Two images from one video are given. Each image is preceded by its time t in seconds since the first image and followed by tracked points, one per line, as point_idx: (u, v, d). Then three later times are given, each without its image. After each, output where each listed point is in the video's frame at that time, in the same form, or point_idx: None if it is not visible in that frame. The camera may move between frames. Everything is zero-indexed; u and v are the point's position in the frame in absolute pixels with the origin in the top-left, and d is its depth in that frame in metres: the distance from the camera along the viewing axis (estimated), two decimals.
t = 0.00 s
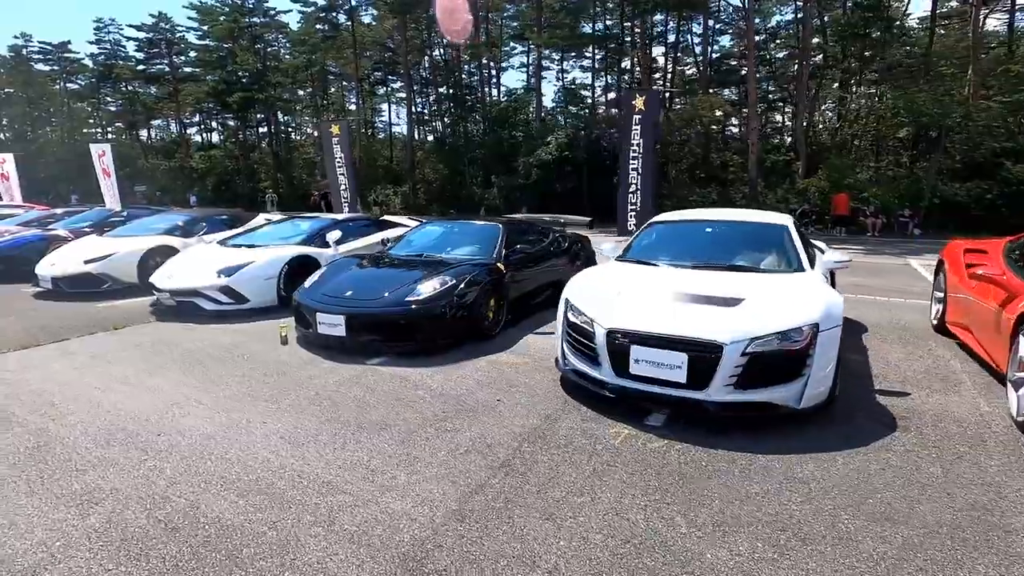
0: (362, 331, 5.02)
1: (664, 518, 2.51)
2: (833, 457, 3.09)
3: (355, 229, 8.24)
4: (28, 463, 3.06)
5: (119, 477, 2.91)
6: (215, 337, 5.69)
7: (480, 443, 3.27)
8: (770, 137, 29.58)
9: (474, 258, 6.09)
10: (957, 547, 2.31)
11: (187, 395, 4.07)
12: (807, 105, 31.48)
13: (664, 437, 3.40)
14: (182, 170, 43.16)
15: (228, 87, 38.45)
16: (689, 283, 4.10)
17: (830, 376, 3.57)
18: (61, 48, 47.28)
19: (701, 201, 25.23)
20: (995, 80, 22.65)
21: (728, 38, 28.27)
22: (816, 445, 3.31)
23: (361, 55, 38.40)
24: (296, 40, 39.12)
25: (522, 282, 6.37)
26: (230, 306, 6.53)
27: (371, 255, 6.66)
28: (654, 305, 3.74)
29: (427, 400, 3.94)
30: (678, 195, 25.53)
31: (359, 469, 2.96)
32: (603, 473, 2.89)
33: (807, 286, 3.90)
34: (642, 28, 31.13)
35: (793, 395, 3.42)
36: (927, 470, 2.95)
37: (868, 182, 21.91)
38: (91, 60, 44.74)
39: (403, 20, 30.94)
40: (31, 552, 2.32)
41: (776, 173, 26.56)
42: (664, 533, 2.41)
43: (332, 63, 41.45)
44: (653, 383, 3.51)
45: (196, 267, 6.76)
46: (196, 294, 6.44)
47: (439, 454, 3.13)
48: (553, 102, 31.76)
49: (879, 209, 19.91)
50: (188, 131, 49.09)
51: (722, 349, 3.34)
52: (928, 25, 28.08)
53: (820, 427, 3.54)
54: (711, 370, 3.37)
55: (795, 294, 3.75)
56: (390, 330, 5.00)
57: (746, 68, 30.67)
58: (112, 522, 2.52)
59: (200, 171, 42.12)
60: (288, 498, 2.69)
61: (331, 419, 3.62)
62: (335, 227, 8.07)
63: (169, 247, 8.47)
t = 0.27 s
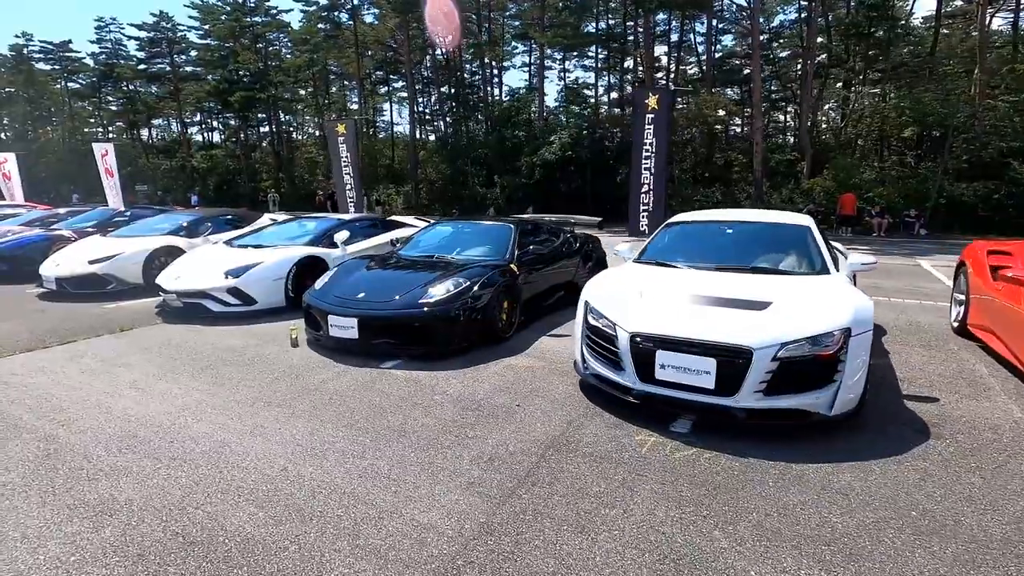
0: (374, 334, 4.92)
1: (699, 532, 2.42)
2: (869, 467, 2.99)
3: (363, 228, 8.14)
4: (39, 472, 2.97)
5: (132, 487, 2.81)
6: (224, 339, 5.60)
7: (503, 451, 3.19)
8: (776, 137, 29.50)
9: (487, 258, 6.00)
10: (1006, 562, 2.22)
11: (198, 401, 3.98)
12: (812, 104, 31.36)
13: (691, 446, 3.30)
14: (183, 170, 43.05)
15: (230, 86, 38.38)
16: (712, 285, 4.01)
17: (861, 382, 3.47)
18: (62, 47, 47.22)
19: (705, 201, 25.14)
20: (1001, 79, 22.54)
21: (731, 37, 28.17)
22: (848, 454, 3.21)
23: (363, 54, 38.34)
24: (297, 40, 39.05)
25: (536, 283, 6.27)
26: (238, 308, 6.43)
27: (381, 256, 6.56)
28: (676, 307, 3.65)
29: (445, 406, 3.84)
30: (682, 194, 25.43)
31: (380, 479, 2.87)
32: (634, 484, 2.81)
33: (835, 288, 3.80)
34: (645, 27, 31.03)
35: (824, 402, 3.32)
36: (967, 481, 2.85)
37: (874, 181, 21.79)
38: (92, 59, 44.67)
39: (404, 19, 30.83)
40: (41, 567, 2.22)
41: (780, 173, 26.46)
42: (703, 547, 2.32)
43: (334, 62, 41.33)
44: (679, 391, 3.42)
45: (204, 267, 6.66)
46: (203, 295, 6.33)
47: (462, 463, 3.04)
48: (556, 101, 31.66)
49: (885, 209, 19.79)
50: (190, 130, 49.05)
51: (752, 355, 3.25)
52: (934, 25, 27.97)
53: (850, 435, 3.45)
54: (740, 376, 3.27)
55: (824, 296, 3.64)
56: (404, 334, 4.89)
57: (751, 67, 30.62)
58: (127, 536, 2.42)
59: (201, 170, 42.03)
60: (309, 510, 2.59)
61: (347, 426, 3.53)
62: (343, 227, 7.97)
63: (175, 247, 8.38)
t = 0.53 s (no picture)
0: (386, 335, 4.84)
1: (736, 542, 2.34)
2: (903, 473, 2.90)
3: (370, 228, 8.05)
4: (51, 477, 2.89)
5: (147, 493, 2.73)
6: (233, 340, 5.52)
7: (526, 456, 3.10)
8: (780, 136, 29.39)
9: (499, 258, 5.91)
10: None
11: (209, 403, 3.90)
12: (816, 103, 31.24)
13: (717, 450, 3.22)
14: (184, 169, 42.98)
15: (231, 86, 38.32)
16: (734, 286, 3.93)
17: (890, 386, 3.38)
18: (63, 47, 47.19)
19: (708, 200, 25.04)
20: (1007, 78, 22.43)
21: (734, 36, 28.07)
22: (880, 459, 3.12)
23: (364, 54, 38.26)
24: (299, 39, 38.98)
25: (547, 283, 6.19)
26: (246, 309, 6.35)
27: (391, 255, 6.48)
28: (699, 308, 3.56)
29: (462, 409, 3.76)
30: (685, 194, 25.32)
31: (401, 486, 2.79)
32: (663, 490, 2.73)
33: (861, 288, 3.72)
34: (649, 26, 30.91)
35: (854, 405, 3.24)
36: (1007, 488, 2.76)
37: (878, 181, 21.70)
38: (93, 59, 44.62)
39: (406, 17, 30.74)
40: None
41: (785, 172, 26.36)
42: (741, 557, 2.24)
43: (335, 61, 41.23)
44: (704, 393, 3.34)
45: (210, 268, 6.57)
46: (210, 296, 6.25)
47: (485, 469, 2.96)
48: (558, 100, 31.56)
49: (890, 208, 19.70)
50: (191, 130, 49.00)
51: (781, 357, 3.16)
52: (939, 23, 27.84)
53: (879, 439, 3.36)
54: (768, 379, 3.19)
55: (852, 298, 3.55)
56: (417, 335, 4.81)
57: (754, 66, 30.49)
58: (144, 545, 2.34)
59: (202, 170, 41.99)
60: (331, 518, 2.52)
61: (364, 429, 3.45)
62: (349, 226, 7.88)
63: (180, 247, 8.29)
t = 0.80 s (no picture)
0: (400, 336, 4.76)
1: (774, 552, 2.27)
2: (939, 479, 2.83)
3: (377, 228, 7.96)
4: (65, 484, 2.81)
5: (163, 500, 2.65)
6: (242, 341, 5.44)
7: (550, 461, 3.02)
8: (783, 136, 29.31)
9: (512, 259, 5.83)
10: None
11: (222, 406, 3.83)
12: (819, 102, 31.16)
13: (746, 455, 3.15)
14: (185, 169, 42.91)
15: (233, 85, 38.28)
16: (759, 287, 3.85)
17: (921, 389, 3.31)
18: (64, 46, 47.13)
19: (712, 200, 24.95)
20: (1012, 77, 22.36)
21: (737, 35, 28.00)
22: (913, 464, 3.05)
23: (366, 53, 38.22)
24: (300, 39, 38.93)
25: (560, 284, 6.11)
26: (254, 309, 6.27)
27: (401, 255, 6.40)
28: (724, 309, 3.48)
29: (480, 412, 3.68)
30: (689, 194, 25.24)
31: (424, 492, 2.71)
32: (695, 498, 2.65)
33: (887, 289, 3.64)
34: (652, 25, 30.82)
35: (885, 409, 3.16)
36: None
37: (883, 180, 21.62)
38: (94, 58, 44.56)
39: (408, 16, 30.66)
40: None
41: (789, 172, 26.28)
42: (782, 568, 2.16)
43: (336, 61, 41.18)
44: (731, 396, 3.26)
45: (218, 268, 6.49)
46: (218, 296, 6.17)
47: (509, 475, 2.88)
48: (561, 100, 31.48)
49: (895, 208, 19.63)
50: (192, 129, 48.93)
51: (811, 360, 3.09)
52: (943, 22, 27.76)
53: (910, 443, 3.28)
54: (799, 382, 3.11)
55: (881, 299, 3.48)
56: (432, 336, 4.73)
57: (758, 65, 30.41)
58: (164, 554, 2.27)
59: (203, 169, 41.92)
60: (355, 527, 2.44)
61: (382, 433, 3.37)
62: (357, 226, 7.80)
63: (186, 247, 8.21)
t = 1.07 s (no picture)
0: (414, 340, 4.68)
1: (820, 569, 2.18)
2: (980, 491, 2.75)
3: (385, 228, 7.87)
4: (79, 495, 2.73)
5: (181, 514, 2.56)
6: (252, 344, 5.36)
7: (577, 471, 2.94)
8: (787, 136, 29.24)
9: (526, 260, 5.74)
10: None
11: (235, 412, 3.74)
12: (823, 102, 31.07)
13: (778, 465, 3.06)
14: (186, 169, 42.83)
15: (234, 85, 38.19)
16: (785, 292, 3.76)
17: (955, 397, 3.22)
18: (65, 45, 47.02)
19: (715, 200, 24.87)
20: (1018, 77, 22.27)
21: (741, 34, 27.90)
22: (950, 475, 2.96)
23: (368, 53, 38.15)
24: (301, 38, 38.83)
25: (573, 286, 6.03)
26: (263, 311, 6.18)
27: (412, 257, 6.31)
28: (753, 314, 3.39)
29: (501, 419, 3.60)
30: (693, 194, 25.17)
31: (451, 505, 2.62)
32: (731, 511, 2.56)
33: (919, 294, 3.56)
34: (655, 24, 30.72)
35: (920, 418, 3.08)
36: None
37: (888, 180, 21.55)
38: (95, 57, 44.47)
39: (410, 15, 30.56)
40: None
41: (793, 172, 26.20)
42: None
43: (338, 60, 41.10)
44: (762, 404, 3.18)
45: (225, 269, 6.40)
46: (226, 299, 6.08)
47: (537, 486, 2.80)
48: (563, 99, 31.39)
49: (901, 208, 19.56)
50: (193, 129, 48.84)
51: (846, 367, 3.01)
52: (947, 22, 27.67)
53: (944, 453, 3.20)
54: (833, 390, 3.03)
55: (914, 305, 3.39)
56: (448, 340, 4.65)
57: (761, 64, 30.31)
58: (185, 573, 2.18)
59: (204, 169, 41.86)
60: (382, 543, 2.35)
61: (402, 441, 3.29)
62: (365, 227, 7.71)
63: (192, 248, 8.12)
